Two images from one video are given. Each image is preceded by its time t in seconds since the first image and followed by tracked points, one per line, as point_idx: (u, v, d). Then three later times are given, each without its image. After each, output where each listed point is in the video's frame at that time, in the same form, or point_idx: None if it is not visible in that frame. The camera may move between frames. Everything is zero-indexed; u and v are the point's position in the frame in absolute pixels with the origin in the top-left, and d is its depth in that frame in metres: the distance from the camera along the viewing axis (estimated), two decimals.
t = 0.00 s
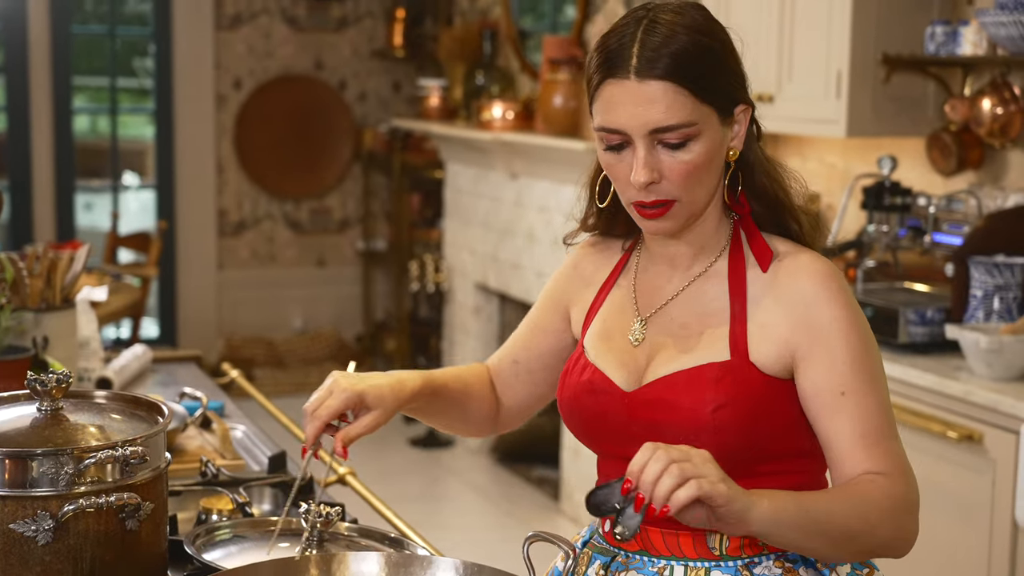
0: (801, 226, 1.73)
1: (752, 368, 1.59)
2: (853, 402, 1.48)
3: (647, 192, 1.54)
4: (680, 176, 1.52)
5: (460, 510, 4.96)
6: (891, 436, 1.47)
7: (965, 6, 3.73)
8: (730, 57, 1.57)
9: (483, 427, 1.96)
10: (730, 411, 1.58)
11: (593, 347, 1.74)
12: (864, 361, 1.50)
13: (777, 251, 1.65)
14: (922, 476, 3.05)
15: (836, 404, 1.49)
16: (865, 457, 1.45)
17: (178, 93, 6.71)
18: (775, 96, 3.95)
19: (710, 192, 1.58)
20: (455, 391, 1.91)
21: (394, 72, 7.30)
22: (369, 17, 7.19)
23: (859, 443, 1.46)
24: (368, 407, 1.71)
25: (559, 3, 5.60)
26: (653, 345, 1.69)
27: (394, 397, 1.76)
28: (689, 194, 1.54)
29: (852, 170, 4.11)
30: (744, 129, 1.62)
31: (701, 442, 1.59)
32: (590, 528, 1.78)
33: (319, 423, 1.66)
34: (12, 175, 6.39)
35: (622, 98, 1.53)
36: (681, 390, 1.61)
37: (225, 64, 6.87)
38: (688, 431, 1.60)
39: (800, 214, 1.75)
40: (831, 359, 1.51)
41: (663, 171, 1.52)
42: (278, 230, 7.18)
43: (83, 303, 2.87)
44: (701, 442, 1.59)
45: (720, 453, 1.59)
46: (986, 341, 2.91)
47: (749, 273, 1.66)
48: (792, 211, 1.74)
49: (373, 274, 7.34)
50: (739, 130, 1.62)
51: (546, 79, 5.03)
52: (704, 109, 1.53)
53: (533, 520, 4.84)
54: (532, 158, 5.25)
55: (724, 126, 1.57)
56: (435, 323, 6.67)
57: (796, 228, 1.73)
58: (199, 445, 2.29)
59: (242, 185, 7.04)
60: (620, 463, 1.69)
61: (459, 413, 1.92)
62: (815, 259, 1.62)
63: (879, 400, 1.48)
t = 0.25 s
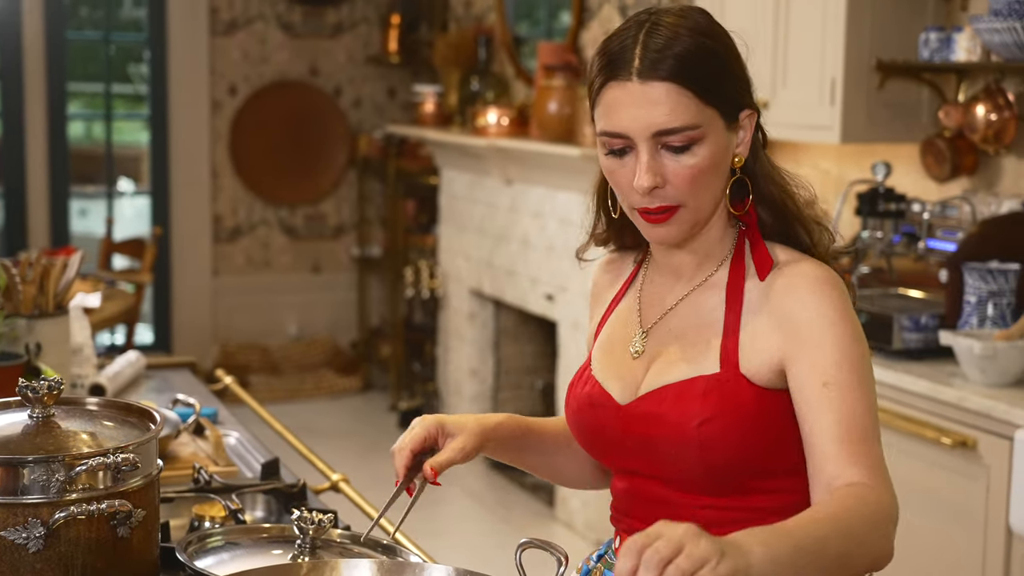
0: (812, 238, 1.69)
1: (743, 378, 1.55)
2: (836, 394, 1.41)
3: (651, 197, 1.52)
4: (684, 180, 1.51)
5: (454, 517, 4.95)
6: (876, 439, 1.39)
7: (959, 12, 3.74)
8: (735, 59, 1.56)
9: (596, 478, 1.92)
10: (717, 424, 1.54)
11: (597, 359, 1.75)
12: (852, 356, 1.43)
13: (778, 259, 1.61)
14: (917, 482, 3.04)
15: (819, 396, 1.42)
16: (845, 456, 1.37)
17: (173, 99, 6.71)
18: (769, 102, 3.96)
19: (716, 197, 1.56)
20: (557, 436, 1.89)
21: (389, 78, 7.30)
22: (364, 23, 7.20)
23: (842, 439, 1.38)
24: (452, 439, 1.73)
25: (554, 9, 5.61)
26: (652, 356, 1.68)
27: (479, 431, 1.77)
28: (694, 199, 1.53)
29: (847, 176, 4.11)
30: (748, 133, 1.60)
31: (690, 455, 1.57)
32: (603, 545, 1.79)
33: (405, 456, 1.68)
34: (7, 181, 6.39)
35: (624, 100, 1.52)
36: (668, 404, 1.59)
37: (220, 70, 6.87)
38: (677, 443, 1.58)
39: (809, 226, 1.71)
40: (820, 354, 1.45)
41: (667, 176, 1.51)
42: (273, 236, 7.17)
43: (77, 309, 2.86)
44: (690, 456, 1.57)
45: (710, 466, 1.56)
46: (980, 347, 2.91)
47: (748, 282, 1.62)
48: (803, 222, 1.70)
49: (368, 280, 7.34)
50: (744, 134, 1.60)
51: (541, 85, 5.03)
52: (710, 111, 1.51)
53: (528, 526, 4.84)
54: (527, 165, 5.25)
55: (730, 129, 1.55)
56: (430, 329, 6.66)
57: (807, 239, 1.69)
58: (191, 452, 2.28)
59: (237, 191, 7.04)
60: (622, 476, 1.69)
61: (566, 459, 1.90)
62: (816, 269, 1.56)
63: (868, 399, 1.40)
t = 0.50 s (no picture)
0: (815, 256, 1.59)
1: (720, 403, 1.51)
2: (753, 402, 1.33)
3: (643, 207, 1.48)
4: (677, 192, 1.46)
5: (444, 518, 4.95)
6: (790, 452, 1.29)
7: (949, 15, 3.74)
8: (735, 65, 1.51)
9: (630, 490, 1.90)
10: (694, 452, 1.51)
11: (602, 375, 1.74)
12: (789, 365, 1.34)
13: (767, 278, 1.53)
14: (907, 484, 3.04)
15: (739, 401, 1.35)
16: (743, 463, 1.29)
17: (164, 101, 6.70)
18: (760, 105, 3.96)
19: (712, 209, 1.51)
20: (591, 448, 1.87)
21: (380, 80, 7.30)
22: (355, 25, 7.20)
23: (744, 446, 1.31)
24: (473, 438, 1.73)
25: (545, 11, 5.62)
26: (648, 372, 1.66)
27: (505, 433, 1.78)
28: (687, 210, 1.49)
29: (837, 178, 4.12)
30: (752, 145, 1.56)
31: (673, 479, 1.55)
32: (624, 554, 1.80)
33: (425, 451, 1.68)
34: None
35: (617, 107, 1.47)
36: (651, 427, 1.57)
37: (211, 71, 6.86)
38: (658, 468, 1.56)
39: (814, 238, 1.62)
40: (756, 360, 1.37)
41: (659, 186, 1.46)
42: (264, 238, 7.16)
43: (65, 311, 2.85)
44: (674, 481, 1.55)
45: (691, 490, 1.54)
46: (969, 349, 2.91)
47: (735, 303, 1.56)
48: (807, 236, 1.61)
49: (359, 282, 7.33)
50: (747, 146, 1.56)
51: (531, 87, 5.03)
52: (707, 120, 1.46)
53: (518, 528, 4.84)
54: (517, 166, 5.26)
55: (728, 139, 1.50)
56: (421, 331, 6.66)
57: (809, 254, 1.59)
58: (179, 454, 2.28)
59: (228, 192, 7.02)
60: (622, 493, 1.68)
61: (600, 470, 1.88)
62: (801, 286, 1.46)
63: (786, 410, 1.31)
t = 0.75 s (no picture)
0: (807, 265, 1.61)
1: (715, 412, 1.51)
2: (789, 432, 1.34)
3: (622, 210, 1.47)
4: (657, 194, 1.46)
5: (441, 520, 4.95)
6: (837, 477, 1.30)
7: (946, 18, 3.74)
8: (723, 73, 1.51)
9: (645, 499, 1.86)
10: (684, 459, 1.52)
11: (595, 382, 1.74)
12: (818, 391, 1.35)
13: (762, 286, 1.54)
14: (902, 487, 3.05)
15: (772, 431, 1.35)
16: (800, 493, 1.29)
17: (162, 102, 6.70)
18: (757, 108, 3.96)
19: (694, 216, 1.51)
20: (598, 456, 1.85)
21: (378, 82, 7.30)
22: (353, 26, 7.20)
23: (793, 475, 1.30)
24: (469, 439, 1.76)
25: (543, 13, 5.62)
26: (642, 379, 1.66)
27: (503, 437, 1.78)
28: (668, 214, 1.48)
29: (834, 180, 4.12)
30: (740, 154, 1.56)
31: (664, 487, 1.55)
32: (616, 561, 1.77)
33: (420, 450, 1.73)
34: None
35: (599, 107, 1.47)
36: (641, 433, 1.58)
37: (209, 72, 6.86)
38: (647, 475, 1.57)
39: (807, 247, 1.63)
40: (782, 387, 1.38)
41: (640, 188, 1.46)
42: (262, 240, 7.16)
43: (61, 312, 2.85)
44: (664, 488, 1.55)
45: (682, 500, 1.54)
46: (965, 352, 2.91)
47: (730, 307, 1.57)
48: (799, 246, 1.63)
49: (357, 284, 7.33)
50: (735, 154, 1.55)
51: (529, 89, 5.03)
52: (691, 123, 1.47)
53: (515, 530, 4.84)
54: (515, 168, 5.26)
55: (714, 144, 1.50)
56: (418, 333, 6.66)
57: (801, 262, 1.61)
58: (176, 455, 2.28)
59: (225, 194, 7.02)
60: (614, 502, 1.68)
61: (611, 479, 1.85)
62: (802, 298, 1.48)
63: (824, 435, 1.31)
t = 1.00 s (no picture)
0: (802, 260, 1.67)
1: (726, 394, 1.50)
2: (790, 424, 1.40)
3: (591, 150, 1.53)
4: (626, 141, 1.51)
5: (440, 523, 4.95)
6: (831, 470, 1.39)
7: (945, 22, 3.75)
8: (730, 70, 1.56)
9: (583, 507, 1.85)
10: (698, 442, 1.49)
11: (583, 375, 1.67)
12: (817, 386, 1.41)
13: (764, 274, 1.57)
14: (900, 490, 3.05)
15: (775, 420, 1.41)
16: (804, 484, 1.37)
17: (162, 104, 6.70)
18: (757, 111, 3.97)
19: (662, 183, 1.53)
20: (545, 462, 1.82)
21: (378, 84, 7.30)
22: (353, 29, 7.20)
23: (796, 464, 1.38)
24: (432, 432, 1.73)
25: (543, 17, 5.63)
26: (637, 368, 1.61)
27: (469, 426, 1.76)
28: (633, 167, 1.51)
29: (833, 184, 4.12)
30: (727, 144, 1.58)
31: (673, 472, 1.51)
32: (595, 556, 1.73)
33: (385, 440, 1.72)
34: None
35: (600, 59, 1.56)
36: (650, 418, 1.53)
37: (209, 75, 6.87)
38: (658, 461, 1.52)
39: (801, 244, 1.68)
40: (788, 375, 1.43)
41: (611, 131, 1.52)
42: (261, 242, 7.17)
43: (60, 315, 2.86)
44: (675, 473, 1.51)
45: (693, 482, 1.51)
46: (963, 355, 2.91)
47: (733, 299, 1.57)
48: (789, 241, 1.67)
49: (356, 286, 7.33)
50: (722, 143, 1.58)
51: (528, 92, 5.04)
52: (676, 89, 1.53)
53: (513, 533, 4.84)
54: (514, 172, 5.26)
55: (697, 120, 1.55)
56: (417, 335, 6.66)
57: (796, 256, 1.66)
58: (173, 457, 2.28)
59: (225, 196, 7.03)
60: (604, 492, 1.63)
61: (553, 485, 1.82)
62: (806, 283, 1.52)
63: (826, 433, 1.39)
